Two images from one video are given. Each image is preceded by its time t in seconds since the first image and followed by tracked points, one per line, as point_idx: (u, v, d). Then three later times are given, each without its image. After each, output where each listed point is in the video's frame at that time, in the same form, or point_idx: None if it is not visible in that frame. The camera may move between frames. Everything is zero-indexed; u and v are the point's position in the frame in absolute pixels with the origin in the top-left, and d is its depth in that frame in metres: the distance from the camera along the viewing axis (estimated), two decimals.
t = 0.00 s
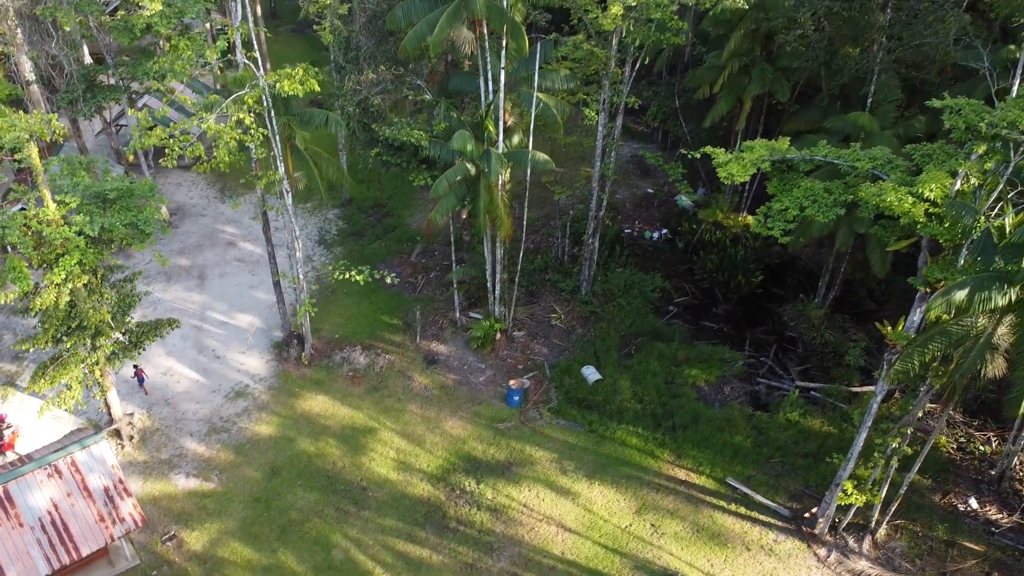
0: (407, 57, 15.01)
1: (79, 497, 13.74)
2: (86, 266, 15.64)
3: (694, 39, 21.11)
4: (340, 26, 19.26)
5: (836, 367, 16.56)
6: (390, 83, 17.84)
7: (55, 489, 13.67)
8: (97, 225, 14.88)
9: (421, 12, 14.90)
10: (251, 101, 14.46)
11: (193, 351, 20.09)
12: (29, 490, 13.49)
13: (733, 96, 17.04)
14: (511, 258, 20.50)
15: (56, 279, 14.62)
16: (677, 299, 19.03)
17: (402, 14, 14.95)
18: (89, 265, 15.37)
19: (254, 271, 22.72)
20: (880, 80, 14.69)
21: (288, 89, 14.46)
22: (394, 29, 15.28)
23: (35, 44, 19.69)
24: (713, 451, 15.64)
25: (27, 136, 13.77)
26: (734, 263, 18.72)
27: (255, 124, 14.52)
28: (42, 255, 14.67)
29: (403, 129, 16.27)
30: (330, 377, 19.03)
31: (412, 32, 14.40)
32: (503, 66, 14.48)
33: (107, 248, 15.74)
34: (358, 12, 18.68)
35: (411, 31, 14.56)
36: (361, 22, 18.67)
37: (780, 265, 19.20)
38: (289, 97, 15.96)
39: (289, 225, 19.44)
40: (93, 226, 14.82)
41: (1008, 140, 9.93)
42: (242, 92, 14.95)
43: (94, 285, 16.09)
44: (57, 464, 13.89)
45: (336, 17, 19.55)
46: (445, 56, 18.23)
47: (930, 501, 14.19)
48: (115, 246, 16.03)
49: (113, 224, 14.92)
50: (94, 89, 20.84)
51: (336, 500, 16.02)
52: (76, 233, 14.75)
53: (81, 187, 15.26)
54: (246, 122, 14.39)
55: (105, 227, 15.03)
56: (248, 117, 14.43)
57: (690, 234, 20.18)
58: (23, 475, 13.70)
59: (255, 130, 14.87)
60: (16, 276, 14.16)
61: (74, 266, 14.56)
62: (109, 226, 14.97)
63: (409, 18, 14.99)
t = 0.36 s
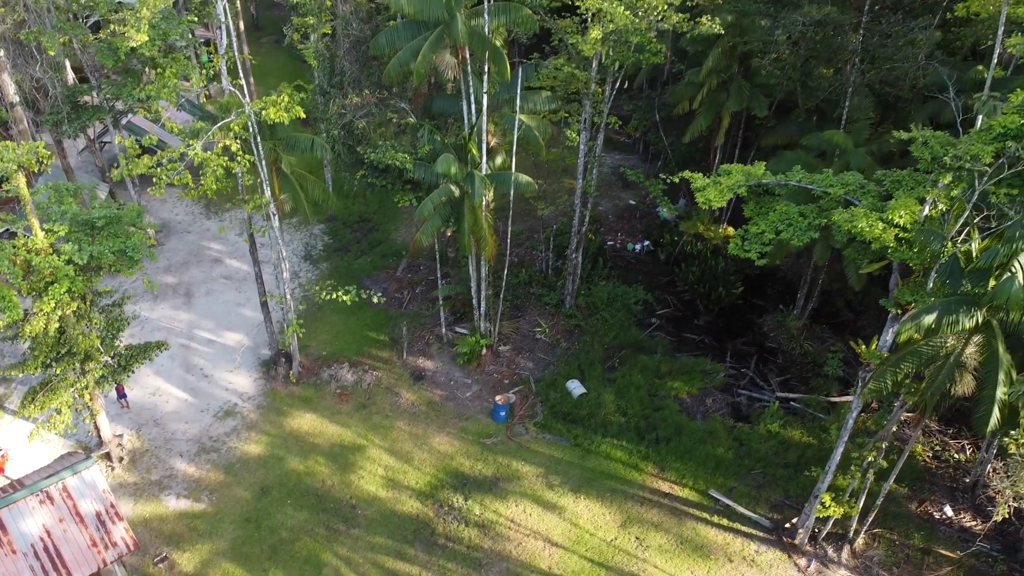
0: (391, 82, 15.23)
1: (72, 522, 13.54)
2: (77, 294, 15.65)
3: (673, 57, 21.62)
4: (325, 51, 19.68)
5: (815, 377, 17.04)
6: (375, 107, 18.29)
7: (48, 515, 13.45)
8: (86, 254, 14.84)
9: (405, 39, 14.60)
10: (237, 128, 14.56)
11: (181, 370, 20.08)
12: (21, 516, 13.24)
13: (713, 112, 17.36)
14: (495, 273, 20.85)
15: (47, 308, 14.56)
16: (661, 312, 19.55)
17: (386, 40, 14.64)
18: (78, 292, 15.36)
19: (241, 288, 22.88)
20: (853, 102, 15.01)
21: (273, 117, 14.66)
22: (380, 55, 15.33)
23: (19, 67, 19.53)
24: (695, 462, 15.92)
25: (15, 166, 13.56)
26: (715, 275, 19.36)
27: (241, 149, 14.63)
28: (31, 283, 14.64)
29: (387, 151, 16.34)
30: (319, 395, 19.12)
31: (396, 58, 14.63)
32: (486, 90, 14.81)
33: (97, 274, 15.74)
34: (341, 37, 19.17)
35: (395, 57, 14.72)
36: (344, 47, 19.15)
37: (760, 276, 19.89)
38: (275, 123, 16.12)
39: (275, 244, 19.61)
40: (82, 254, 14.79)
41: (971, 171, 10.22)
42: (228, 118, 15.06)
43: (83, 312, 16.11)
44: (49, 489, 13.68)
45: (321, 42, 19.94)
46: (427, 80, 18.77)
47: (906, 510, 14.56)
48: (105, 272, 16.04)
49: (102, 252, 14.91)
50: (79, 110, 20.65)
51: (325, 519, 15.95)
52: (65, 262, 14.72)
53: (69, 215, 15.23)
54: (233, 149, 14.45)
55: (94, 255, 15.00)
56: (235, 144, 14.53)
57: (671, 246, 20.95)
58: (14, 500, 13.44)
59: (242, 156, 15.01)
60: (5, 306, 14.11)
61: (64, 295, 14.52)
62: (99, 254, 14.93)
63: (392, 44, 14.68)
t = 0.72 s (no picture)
0: (378, 104, 15.29)
1: (66, 545, 13.55)
2: (69, 318, 15.39)
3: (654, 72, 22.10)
4: (312, 75, 19.95)
5: (796, 386, 17.52)
6: (362, 127, 18.21)
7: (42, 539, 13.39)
8: (77, 279, 14.63)
9: (392, 62, 15.05)
10: (226, 152, 14.67)
11: (172, 388, 20.03)
12: (15, 540, 13.14)
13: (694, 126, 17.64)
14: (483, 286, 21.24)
15: (39, 335, 14.32)
16: (646, 322, 20.25)
17: (372, 63, 15.04)
18: (70, 317, 15.12)
19: (230, 304, 23.03)
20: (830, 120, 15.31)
21: (261, 142, 14.79)
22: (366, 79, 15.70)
23: (5, 88, 19.35)
24: (681, 473, 16.14)
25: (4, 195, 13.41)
26: (698, 286, 20.04)
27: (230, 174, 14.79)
28: (22, 308, 14.39)
29: (374, 172, 16.44)
30: (309, 410, 19.16)
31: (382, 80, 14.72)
32: (471, 112, 14.92)
33: (89, 298, 15.59)
34: (327, 61, 19.37)
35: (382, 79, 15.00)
36: (330, 70, 19.34)
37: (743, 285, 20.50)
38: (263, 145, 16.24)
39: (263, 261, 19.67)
40: (74, 281, 14.59)
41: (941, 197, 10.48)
42: (216, 142, 15.14)
43: (74, 333, 15.71)
44: (43, 513, 13.65)
45: (307, 66, 20.18)
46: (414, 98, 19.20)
47: (886, 517, 14.91)
48: (97, 297, 15.88)
49: (94, 277, 14.71)
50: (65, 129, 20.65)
51: (317, 535, 15.81)
52: (57, 288, 14.55)
53: (60, 241, 15.09)
54: (221, 172, 14.60)
55: (85, 280, 14.78)
56: (223, 168, 14.70)
57: (655, 256, 21.70)
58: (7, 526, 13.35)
59: (231, 180, 15.04)
60: None
61: (56, 322, 14.30)
62: (91, 280, 14.76)
63: (377, 67, 15.08)
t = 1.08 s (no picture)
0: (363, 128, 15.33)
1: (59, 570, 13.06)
2: (60, 345, 15.26)
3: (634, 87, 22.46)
4: (297, 98, 20.13)
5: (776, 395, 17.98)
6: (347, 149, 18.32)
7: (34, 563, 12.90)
8: (67, 305, 14.54)
9: (377, 87, 15.05)
10: (214, 177, 14.68)
11: (161, 406, 20.02)
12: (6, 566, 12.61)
13: (674, 141, 17.91)
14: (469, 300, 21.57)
15: (29, 363, 14.18)
16: (630, 333, 20.69)
17: (356, 88, 14.95)
18: (60, 343, 15.01)
19: (217, 320, 23.14)
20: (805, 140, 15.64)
21: (248, 166, 14.81)
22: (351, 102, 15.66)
23: None
24: (665, 484, 16.41)
25: None
26: (681, 296, 20.48)
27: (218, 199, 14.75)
28: (13, 335, 14.21)
29: (359, 195, 16.60)
30: (298, 426, 19.27)
31: (366, 105, 14.75)
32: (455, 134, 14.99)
33: (80, 324, 15.52)
34: (312, 86, 19.55)
35: (367, 103, 14.97)
36: (315, 93, 19.47)
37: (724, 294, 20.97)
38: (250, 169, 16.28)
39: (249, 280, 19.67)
40: (64, 307, 14.47)
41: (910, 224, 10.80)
42: (203, 167, 15.15)
43: (64, 358, 15.51)
44: (34, 537, 13.17)
45: (292, 88, 20.35)
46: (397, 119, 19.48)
47: (865, 524, 15.27)
48: (87, 322, 15.77)
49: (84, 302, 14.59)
50: (50, 149, 20.68)
51: (308, 553, 15.85)
52: (48, 315, 14.44)
53: (49, 267, 14.99)
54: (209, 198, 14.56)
55: (75, 306, 14.67)
56: (211, 194, 14.72)
57: (638, 267, 22.18)
58: None
59: (219, 206, 15.04)
60: None
61: (46, 349, 14.13)
62: (82, 306, 14.65)
63: (363, 91, 15.00)
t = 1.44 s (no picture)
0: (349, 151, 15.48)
1: None
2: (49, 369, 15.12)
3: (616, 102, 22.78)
4: (282, 121, 20.30)
5: (757, 405, 18.38)
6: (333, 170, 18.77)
7: None
8: (57, 331, 14.49)
9: (361, 110, 15.19)
10: (202, 203, 14.68)
11: (150, 424, 20.02)
12: None
13: (655, 156, 18.11)
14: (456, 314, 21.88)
15: (19, 390, 14.08)
16: (614, 344, 21.07)
17: (342, 111, 15.11)
18: (49, 368, 14.88)
19: (205, 336, 23.20)
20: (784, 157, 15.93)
21: (235, 190, 14.83)
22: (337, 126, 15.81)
23: None
24: (650, 495, 16.69)
25: None
26: (664, 307, 20.89)
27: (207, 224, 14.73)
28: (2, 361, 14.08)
29: (345, 216, 16.76)
30: (287, 442, 19.38)
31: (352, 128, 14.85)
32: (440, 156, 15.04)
33: (70, 349, 15.47)
34: (297, 108, 19.73)
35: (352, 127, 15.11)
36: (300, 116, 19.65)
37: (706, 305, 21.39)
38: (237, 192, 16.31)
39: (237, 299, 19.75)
40: (54, 334, 14.40)
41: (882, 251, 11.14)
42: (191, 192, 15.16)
43: (54, 381, 15.38)
44: (29, 562, 13.25)
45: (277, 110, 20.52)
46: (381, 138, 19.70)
47: (844, 532, 15.66)
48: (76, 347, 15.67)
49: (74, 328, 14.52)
50: (36, 170, 20.47)
51: (300, 570, 15.92)
52: (39, 342, 14.37)
53: (39, 293, 14.91)
54: (198, 223, 14.54)
55: (66, 331, 14.59)
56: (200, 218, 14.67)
57: (622, 278, 22.58)
58: None
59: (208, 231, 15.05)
60: None
61: (35, 375, 14.01)
62: (72, 332, 14.57)
63: (348, 115, 15.16)
